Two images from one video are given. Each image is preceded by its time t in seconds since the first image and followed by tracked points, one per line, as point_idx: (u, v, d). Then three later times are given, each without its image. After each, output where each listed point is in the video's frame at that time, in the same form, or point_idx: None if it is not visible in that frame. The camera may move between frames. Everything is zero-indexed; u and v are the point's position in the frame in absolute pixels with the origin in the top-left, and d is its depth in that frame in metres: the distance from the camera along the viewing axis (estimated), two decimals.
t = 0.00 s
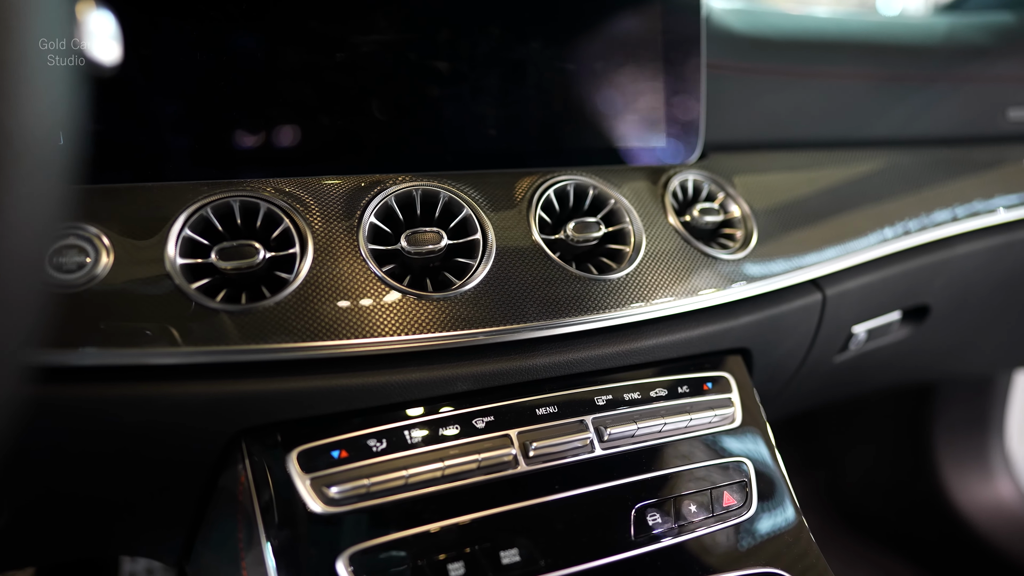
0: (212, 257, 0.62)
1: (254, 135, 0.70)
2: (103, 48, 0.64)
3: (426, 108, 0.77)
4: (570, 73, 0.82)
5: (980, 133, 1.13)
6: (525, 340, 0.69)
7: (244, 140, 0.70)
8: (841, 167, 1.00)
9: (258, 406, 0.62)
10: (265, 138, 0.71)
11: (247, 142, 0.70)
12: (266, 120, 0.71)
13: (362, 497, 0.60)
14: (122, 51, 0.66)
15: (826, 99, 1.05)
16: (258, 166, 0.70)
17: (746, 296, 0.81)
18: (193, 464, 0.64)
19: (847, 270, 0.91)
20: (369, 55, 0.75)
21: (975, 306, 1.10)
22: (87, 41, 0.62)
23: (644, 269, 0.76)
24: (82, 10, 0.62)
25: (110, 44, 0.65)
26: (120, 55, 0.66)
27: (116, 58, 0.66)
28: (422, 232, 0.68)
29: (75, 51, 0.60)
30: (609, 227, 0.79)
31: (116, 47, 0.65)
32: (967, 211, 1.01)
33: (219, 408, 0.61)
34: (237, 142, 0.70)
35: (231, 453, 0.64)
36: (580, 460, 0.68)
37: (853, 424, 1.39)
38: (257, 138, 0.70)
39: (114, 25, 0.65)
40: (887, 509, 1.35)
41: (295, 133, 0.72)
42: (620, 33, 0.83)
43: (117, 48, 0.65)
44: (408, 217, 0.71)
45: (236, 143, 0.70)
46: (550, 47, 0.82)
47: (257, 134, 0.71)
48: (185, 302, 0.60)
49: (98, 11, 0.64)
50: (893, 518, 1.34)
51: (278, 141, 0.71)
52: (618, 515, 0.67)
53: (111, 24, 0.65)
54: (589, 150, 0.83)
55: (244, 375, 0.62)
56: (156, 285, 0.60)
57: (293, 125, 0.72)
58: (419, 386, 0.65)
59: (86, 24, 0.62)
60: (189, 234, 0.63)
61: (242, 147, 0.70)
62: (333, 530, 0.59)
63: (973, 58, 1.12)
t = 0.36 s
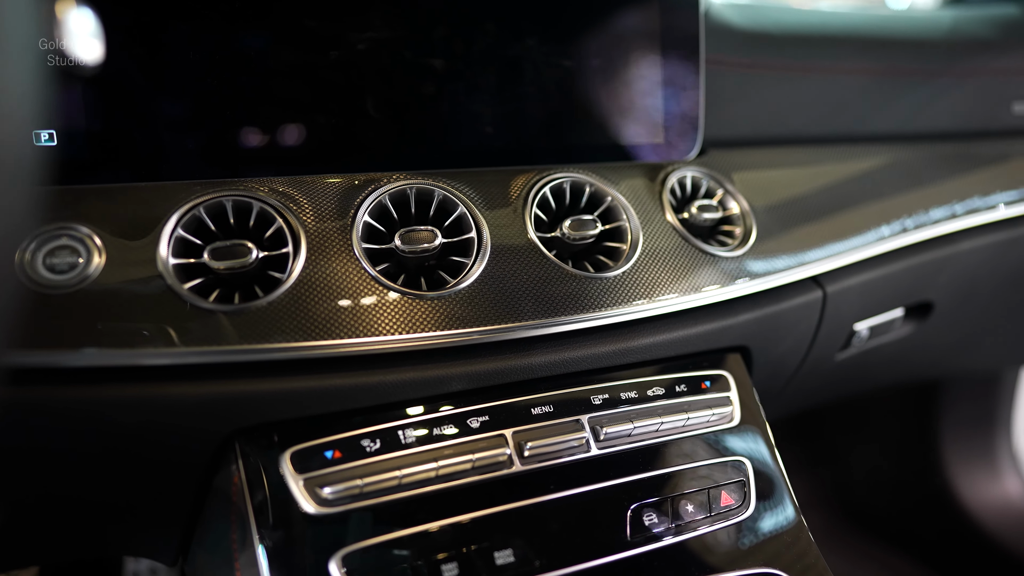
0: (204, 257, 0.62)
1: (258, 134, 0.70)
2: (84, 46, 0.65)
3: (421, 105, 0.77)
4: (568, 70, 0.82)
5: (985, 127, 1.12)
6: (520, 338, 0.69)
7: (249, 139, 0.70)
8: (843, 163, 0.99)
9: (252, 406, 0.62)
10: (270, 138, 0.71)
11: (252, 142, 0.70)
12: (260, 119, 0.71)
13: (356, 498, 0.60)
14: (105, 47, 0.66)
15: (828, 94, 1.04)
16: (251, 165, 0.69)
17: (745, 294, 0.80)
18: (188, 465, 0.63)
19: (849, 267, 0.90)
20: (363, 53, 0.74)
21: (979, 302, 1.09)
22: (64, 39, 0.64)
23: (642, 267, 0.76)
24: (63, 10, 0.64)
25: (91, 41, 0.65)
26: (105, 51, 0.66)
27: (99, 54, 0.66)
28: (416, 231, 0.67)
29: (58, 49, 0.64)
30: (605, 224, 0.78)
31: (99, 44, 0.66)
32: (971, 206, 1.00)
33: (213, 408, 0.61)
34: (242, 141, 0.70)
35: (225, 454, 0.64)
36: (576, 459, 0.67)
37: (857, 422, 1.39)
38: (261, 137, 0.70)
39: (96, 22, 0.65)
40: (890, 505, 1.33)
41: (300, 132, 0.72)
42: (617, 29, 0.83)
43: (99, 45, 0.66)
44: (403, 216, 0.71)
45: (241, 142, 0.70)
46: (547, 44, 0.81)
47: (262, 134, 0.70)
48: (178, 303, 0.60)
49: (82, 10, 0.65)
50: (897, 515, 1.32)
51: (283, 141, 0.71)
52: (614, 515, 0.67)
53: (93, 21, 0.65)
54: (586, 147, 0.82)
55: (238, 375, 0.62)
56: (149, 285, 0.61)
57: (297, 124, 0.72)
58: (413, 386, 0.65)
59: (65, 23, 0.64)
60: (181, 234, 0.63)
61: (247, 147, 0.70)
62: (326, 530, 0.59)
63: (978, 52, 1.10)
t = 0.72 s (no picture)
0: (198, 257, 0.62)
1: (265, 132, 0.71)
2: (67, 46, 0.65)
3: (417, 104, 0.76)
4: (565, 66, 0.81)
5: (991, 122, 1.10)
6: (517, 337, 0.68)
7: (257, 137, 0.70)
8: (846, 159, 0.98)
9: (246, 406, 0.62)
10: (277, 135, 0.71)
11: (260, 140, 0.70)
12: (255, 118, 0.71)
13: (350, 498, 0.60)
14: (88, 46, 0.65)
15: (830, 88, 1.03)
16: (247, 165, 0.69)
17: (745, 291, 0.79)
18: (182, 465, 0.63)
19: (851, 263, 0.89)
20: (359, 51, 0.74)
21: (984, 298, 1.07)
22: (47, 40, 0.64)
23: (640, 264, 0.75)
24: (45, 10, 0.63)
25: (75, 41, 0.65)
26: (89, 50, 0.66)
27: (83, 53, 0.65)
28: (412, 230, 0.67)
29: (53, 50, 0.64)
30: (604, 222, 0.78)
31: (82, 44, 0.65)
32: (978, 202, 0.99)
33: (206, 408, 0.61)
34: (250, 140, 0.70)
35: (220, 453, 0.64)
36: (573, 459, 0.67)
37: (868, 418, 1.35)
38: (269, 134, 0.71)
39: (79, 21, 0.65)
40: (895, 501, 1.30)
41: (307, 128, 0.72)
42: (616, 24, 0.82)
43: (82, 45, 0.65)
44: (398, 215, 0.70)
45: (249, 141, 0.70)
46: (544, 41, 0.80)
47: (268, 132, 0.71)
48: (172, 303, 0.60)
49: (64, 10, 0.64)
50: (900, 511, 1.28)
51: (291, 138, 0.71)
52: (612, 515, 0.66)
53: (75, 21, 0.65)
54: (583, 144, 0.81)
55: (232, 375, 0.62)
56: (144, 286, 0.61)
57: (304, 121, 0.72)
58: (409, 385, 0.65)
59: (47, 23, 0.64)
60: (176, 234, 0.63)
61: (256, 145, 0.70)
62: (320, 531, 0.59)
63: (984, 44, 1.09)
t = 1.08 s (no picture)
0: (195, 257, 0.62)
1: (273, 129, 0.71)
2: (53, 47, 0.64)
3: (416, 101, 0.76)
4: (565, 63, 0.80)
5: (997, 117, 1.09)
6: (516, 336, 0.68)
7: (265, 134, 0.71)
8: (851, 154, 0.97)
9: (242, 406, 0.62)
10: (285, 132, 0.71)
11: (268, 136, 0.71)
12: (253, 117, 0.71)
13: (347, 498, 0.60)
14: (75, 46, 0.65)
15: (835, 83, 1.02)
16: (245, 164, 0.69)
17: (747, 289, 0.79)
18: (179, 464, 0.64)
19: (855, 260, 0.88)
20: (357, 48, 0.74)
21: (992, 294, 1.06)
22: (32, 42, 0.64)
23: (640, 262, 0.75)
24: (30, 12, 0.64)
25: (63, 41, 0.65)
26: (77, 50, 0.65)
27: (71, 53, 0.65)
28: (410, 228, 0.67)
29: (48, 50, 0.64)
30: (603, 220, 0.77)
31: (69, 44, 0.65)
32: (985, 197, 0.97)
33: (203, 408, 0.61)
34: (258, 137, 0.70)
35: (218, 452, 0.64)
36: (571, 459, 0.67)
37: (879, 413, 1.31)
38: (277, 131, 0.71)
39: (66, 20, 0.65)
40: (903, 496, 1.27)
41: (315, 124, 0.72)
42: (616, 20, 0.81)
43: (69, 45, 0.65)
44: (396, 214, 0.70)
45: (257, 138, 0.70)
46: (543, 36, 0.80)
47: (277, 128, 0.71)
48: (170, 303, 0.61)
49: (49, 10, 0.64)
50: (909, 506, 1.26)
51: (299, 134, 0.72)
52: (611, 516, 0.66)
53: (60, 21, 0.65)
54: (581, 141, 0.81)
55: (229, 375, 0.62)
56: (140, 286, 0.61)
57: (311, 117, 0.72)
58: (405, 385, 0.65)
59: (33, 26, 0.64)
60: (172, 233, 0.64)
61: (264, 142, 0.70)
62: (317, 531, 0.59)
63: (993, 37, 1.07)
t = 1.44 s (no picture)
0: (194, 256, 0.62)
1: (282, 127, 0.71)
2: (42, 47, 0.65)
3: (416, 99, 0.76)
4: (567, 59, 0.80)
5: (1008, 111, 1.08)
6: (516, 334, 0.68)
7: (275, 132, 0.71)
8: (858, 149, 0.96)
9: (241, 405, 0.62)
10: (294, 129, 0.71)
11: (278, 134, 0.71)
12: (253, 117, 0.71)
13: (345, 497, 0.60)
14: (65, 46, 0.65)
15: (842, 78, 1.00)
16: (245, 164, 0.69)
17: (751, 286, 0.78)
18: (179, 463, 0.64)
19: (861, 257, 0.87)
20: (357, 47, 0.74)
21: (1003, 290, 1.04)
22: (21, 42, 0.64)
23: (642, 259, 0.74)
24: (22, 13, 0.64)
25: (55, 41, 0.65)
26: (67, 50, 0.65)
27: (61, 53, 0.65)
28: (410, 226, 0.67)
29: (54, 50, 0.65)
30: (605, 217, 0.77)
31: (58, 43, 0.65)
32: (996, 192, 0.96)
33: (202, 407, 0.61)
34: (268, 135, 0.71)
35: (218, 451, 0.64)
36: (572, 458, 0.66)
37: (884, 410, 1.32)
38: (286, 129, 0.71)
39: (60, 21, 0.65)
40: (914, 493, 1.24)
41: (325, 122, 0.73)
42: (619, 16, 0.80)
43: (60, 45, 0.65)
44: (396, 212, 0.70)
45: (268, 137, 0.71)
46: (545, 33, 0.79)
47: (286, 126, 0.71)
48: (169, 302, 0.61)
49: (40, 11, 0.65)
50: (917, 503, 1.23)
51: (309, 132, 0.72)
52: (612, 515, 0.66)
53: (49, 21, 0.65)
54: (582, 138, 0.80)
55: (229, 374, 0.62)
56: (139, 285, 0.61)
57: (321, 115, 0.73)
58: (404, 384, 0.64)
59: (24, 27, 0.65)
60: (172, 233, 0.64)
61: (274, 140, 0.71)
62: (315, 531, 0.59)
63: (1005, 29, 1.05)
